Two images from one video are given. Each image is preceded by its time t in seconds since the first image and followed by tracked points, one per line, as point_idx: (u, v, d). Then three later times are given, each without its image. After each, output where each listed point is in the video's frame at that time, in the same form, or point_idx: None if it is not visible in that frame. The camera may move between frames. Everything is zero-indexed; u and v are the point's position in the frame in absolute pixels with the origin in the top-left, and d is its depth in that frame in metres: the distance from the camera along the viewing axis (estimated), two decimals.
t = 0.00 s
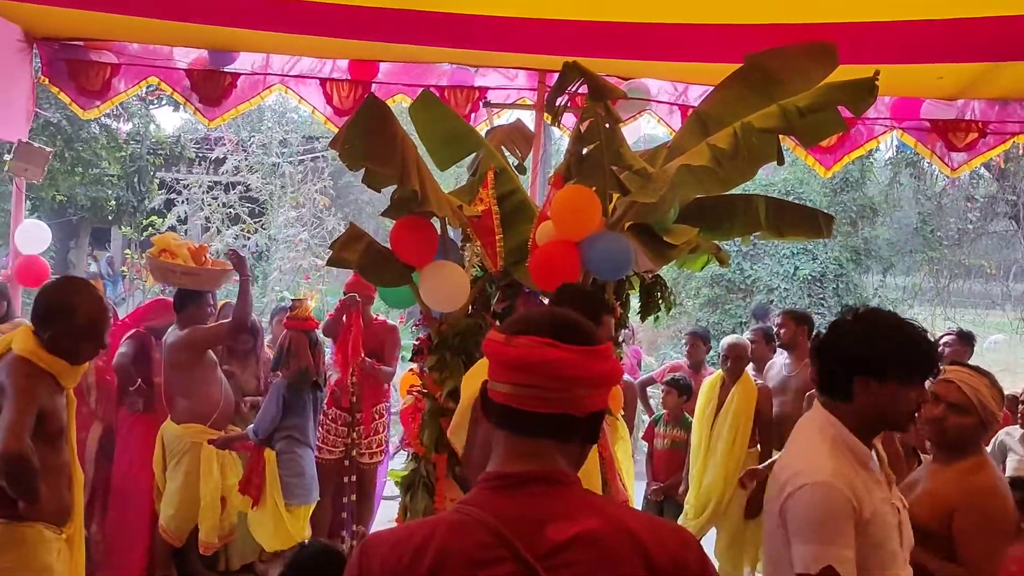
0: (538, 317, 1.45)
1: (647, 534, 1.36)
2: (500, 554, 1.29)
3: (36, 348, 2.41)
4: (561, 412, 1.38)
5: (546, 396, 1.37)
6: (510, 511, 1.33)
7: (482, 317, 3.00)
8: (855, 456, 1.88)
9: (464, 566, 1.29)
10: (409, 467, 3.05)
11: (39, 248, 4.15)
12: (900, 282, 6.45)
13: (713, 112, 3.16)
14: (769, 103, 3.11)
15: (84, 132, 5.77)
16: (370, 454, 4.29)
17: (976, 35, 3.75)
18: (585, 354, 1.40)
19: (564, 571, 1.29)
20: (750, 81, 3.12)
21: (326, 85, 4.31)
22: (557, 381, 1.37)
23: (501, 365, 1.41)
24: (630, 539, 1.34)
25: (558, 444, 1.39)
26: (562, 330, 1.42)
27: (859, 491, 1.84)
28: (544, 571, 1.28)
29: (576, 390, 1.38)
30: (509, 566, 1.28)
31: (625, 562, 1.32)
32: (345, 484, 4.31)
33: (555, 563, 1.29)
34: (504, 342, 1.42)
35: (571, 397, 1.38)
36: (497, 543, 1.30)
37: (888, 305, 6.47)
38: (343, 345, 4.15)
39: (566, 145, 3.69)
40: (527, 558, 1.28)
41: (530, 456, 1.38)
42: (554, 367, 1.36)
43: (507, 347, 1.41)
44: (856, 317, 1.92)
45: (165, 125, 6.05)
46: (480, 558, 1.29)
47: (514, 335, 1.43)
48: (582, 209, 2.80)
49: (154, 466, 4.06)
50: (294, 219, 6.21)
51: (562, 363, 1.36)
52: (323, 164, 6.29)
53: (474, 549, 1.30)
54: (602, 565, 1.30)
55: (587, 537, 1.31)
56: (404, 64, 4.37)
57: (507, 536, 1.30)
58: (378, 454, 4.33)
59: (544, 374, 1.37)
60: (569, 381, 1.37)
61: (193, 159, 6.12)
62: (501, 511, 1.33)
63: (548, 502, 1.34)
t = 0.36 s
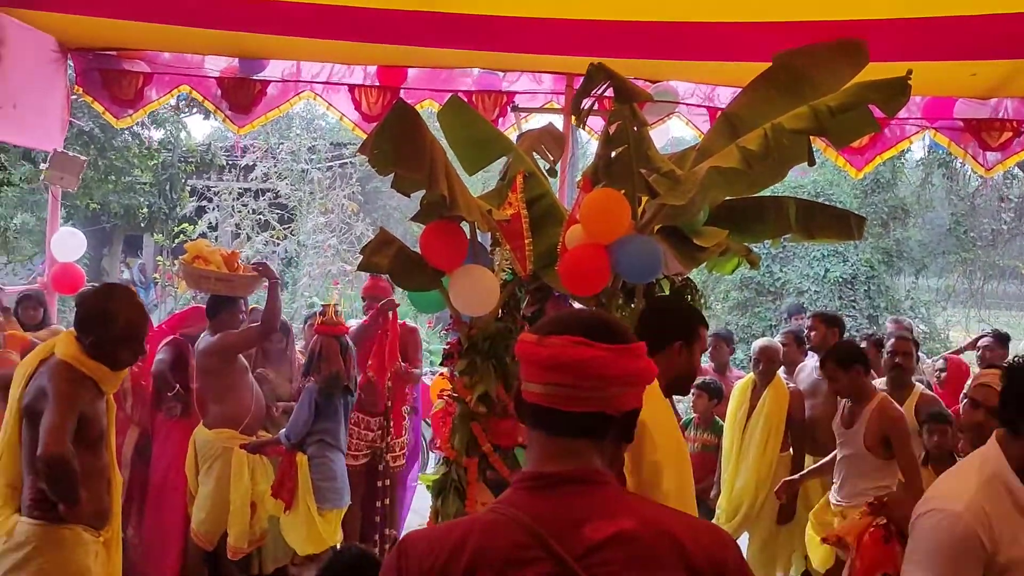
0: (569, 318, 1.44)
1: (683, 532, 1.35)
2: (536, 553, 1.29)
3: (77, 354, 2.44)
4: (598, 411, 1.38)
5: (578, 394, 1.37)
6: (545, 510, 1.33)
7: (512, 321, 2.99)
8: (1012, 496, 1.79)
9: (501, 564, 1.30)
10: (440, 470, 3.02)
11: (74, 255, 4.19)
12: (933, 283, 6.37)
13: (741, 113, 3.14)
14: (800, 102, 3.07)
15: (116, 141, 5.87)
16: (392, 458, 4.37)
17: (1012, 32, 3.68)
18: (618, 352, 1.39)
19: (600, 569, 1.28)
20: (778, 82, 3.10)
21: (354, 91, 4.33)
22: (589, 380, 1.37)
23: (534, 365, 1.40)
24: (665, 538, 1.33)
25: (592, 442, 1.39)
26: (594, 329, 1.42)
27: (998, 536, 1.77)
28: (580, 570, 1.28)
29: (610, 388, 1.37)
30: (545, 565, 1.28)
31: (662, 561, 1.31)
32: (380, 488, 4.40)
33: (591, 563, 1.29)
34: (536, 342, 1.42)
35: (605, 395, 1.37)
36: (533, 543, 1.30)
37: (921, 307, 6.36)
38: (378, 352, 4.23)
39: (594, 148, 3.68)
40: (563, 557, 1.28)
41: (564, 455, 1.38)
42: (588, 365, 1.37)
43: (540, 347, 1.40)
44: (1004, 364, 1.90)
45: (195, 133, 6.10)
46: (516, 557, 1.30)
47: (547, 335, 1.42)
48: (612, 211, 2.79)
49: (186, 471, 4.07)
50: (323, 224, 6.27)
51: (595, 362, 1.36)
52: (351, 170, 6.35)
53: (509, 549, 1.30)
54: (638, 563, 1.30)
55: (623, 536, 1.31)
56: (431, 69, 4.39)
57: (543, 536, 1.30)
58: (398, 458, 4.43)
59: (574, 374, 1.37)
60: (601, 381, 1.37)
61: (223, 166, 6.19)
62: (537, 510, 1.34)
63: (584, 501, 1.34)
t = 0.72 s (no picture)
0: (613, 304, 1.44)
1: (733, 517, 1.32)
2: (582, 537, 1.28)
3: (132, 345, 2.49)
4: (637, 396, 1.37)
5: (621, 378, 1.37)
6: (590, 494, 1.32)
7: (554, 315, 3.00)
8: None
9: (545, 549, 1.29)
10: (483, 463, 3.02)
11: (122, 252, 4.27)
12: (981, 278, 6.28)
13: (783, 103, 3.09)
14: (843, 91, 3.02)
15: (161, 141, 5.93)
16: (425, 454, 4.40)
17: None
18: (659, 338, 1.39)
19: (646, 554, 1.26)
20: (819, 70, 3.05)
21: (395, 88, 4.37)
22: (628, 368, 1.37)
23: (578, 352, 1.41)
24: (714, 522, 1.30)
25: (636, 428, 1.38)
26: (638, 314, 1.42)
27: None
28: (627, 556, 1.26)
29: (655, 375, 1.37)
30: (591, 550, 1.27)
31: (712, 545, 1.28)
32: (424, 482, 4.45)
33: (638, 548, 1.26)
34: (580, 330, 1.43)
35: (648, 381, 1.37)
36: (578, 527, 1.29)
37: (969, 301, 6.29)
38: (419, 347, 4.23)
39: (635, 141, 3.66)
40: (609, 541, 1.26)
41: (609, 441, 1.37)
42: (627, 350, 1.37)
43: (582, 334, 1.41)
44: None
45: (238, 132, 6.18)
46: (561, 540, 1.29)
47: (589, 322, 1.43)
48: (653, 205, 2.77)
49: (229, 468, 4.13)
50: (364, 221, 6.35)
51: (638, 347, 1.36)
52: (391, 167, 6.39)
53: (554, 531, 1.30)
54: (687, 546, 1.27)
55: (670, 520, 1.28)
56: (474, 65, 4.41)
57: (589, 520, 1.29)
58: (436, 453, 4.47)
59: (614, 361, 1.37)
60: (643, 367, 1.36)
61: (266, 165, 6.30)
62: (581, 492, 1.33)
63: (630, 486, 1.32)
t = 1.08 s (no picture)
0: (658, 270, 1.41)
1: (786, 480, 1.30)
2: (633, 500, 1.27)
3: (192, 325, 2.53)
4: (687, 359, 1.33)
5: (671, 342, 1.33)
6: (639, 456, 1.31)
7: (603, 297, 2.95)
8: None
9: (595, 512, 1.28)
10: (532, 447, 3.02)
11: (174, 240, 4.35)
12: None
13: (836, 83, 3.03)
14: (898, 70, 2.96)
15: (213, 132, 6.10)
16: (473, 437, 4.43)
17: None
18: (705, 297, 1.35)
19: (695, 515, 1.25)
20: (872, 48, 2.99)
21: (443, 73, 4.42)
22: (673, 329, 1.33)
23: (624, 318, 1.38)
24: (765, 483, 1.28)
25: (690, 391, 1.34)
26: (682, 277, 1.38)
27: None
28: (677, 517, 1.25)
29: (697, 334, 1.32)
30: (641, 513, 1.26)
31: (764, 506, 1.26)
32: (473, 467, 4.47)
33: (688, 509, 1.25)
34: (622, 295, 1.39)
35: (692, 341, 1.33)
36: (627, 489, 1.28)
37: None
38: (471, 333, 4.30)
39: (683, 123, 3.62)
40: (659, 504, 1.26)
41: (662, 405, 1.34)
42: (676, 311, 1.33)
43: (627, 300, 1.38)
44: None
45: (287, 123, 6.30)
46: (612, 502, 1.28)
47: (636, 289, 1.39)
48: (703, 186, 2.73)
49: (278, 453, 4.18)
50: (411, 210, 6.40)
51: (679, 308, 1.33)
52: (438, 156, 6.44)
53: (605, 493, 1.29)
54: (737, 506, 1.26)
55: (721, 481, 1.27)
56: (519, 51, 4.42)
57: (638, 483, 1.28)
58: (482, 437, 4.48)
59: (660, 323, 1.33)
60: (687, 327, 1.32)
61: (314, 155, 6.38)
62: (629, 455, 1.32)
63: (680, 448, 1.30)
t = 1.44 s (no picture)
0: (694, 251, 1.40)
1: (837, 461, 1.28)
2: (678, 485, 1.26)
3: (242, 312, 2.56)
4: (728, 338, 1.33)
5: (709, 323, 1.32)
6: (683, 440, 1.30)
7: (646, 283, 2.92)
8: None
9: (641, 498, 1.28)
10: (577, 432, 3.01)
11: (218, 228, 4.43)
12: None
13: (885, 61, 2.93)
14: (950, 48, 2.84)
15: (254, 121, 6.21)
16: (519, 424, 4.37)
17: None
18: (744, 276, 1.33)
19: (743, 499, 1.23)
20: (923, 25, 2.88)
21: (483, 59, 4.44)
22: (712, 311, 1.32)
23: (662, 305, 1.37)
24: (813, 464, 1.26)
25: (733, 372, 1.34)
26: (717, 257, 1.37)
27: None
28: (724, 501, 1.24)
29: (734, 314, 1.31)
30: (687, 498, 1.25)
31: (813, 487, 1.25)
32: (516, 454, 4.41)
33: (735, 493, 1.24)
34: (658, 281, 1.39)
35: (732, 322, 1.32)
36: (671, 475, 1.27)
37: None
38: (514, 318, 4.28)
39: (727, 105, 3.59)
40: (704, 488, 1.25)
41: (704, 387, 1.34)
42: (710, 291, 1.31)
43: (662, 284, 1.37)
44: None
45: (328, 111, 6.42)
46: (656, 488, 1.27)
47: (669, 275, 1.39)
48: (751, 167, 2.68)
49: (322, 441, 4.22)
50: (452, 196, 6.53)
51: (715, 288, 1.31)
52: (479, 142, 6.59)
53: (649, 479, 1.28)
54: (785, 489, 1.24)
55: (767, 464, 1.25)
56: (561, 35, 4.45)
57: (683, 468, 1.27)
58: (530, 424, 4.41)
59: (697, 305, 1.32)
60: (727, 307, 1.31)
61: (355, 143, 6.51)
62: (675, 440, 1.31)
63: (726, 431, 1.29)
